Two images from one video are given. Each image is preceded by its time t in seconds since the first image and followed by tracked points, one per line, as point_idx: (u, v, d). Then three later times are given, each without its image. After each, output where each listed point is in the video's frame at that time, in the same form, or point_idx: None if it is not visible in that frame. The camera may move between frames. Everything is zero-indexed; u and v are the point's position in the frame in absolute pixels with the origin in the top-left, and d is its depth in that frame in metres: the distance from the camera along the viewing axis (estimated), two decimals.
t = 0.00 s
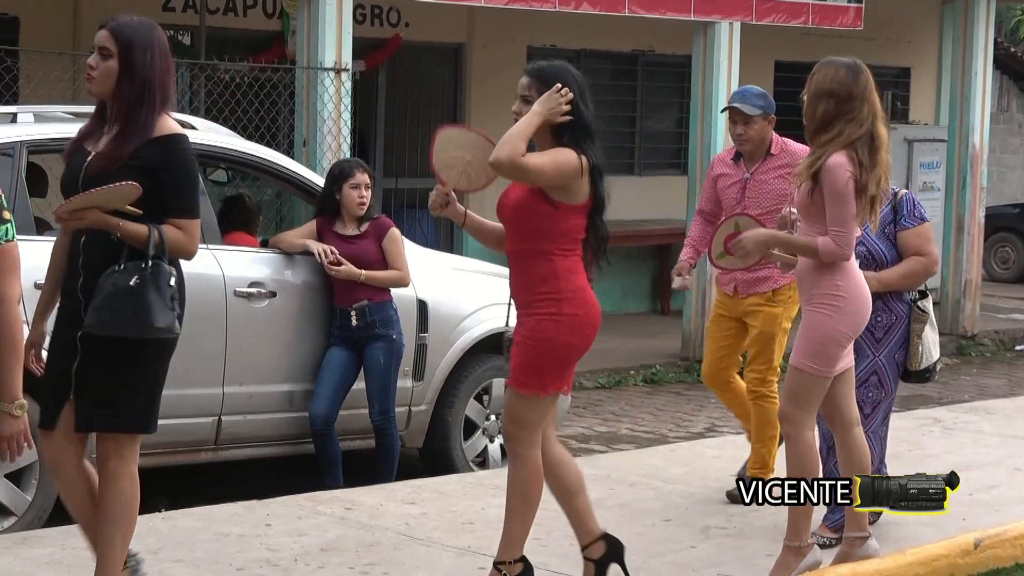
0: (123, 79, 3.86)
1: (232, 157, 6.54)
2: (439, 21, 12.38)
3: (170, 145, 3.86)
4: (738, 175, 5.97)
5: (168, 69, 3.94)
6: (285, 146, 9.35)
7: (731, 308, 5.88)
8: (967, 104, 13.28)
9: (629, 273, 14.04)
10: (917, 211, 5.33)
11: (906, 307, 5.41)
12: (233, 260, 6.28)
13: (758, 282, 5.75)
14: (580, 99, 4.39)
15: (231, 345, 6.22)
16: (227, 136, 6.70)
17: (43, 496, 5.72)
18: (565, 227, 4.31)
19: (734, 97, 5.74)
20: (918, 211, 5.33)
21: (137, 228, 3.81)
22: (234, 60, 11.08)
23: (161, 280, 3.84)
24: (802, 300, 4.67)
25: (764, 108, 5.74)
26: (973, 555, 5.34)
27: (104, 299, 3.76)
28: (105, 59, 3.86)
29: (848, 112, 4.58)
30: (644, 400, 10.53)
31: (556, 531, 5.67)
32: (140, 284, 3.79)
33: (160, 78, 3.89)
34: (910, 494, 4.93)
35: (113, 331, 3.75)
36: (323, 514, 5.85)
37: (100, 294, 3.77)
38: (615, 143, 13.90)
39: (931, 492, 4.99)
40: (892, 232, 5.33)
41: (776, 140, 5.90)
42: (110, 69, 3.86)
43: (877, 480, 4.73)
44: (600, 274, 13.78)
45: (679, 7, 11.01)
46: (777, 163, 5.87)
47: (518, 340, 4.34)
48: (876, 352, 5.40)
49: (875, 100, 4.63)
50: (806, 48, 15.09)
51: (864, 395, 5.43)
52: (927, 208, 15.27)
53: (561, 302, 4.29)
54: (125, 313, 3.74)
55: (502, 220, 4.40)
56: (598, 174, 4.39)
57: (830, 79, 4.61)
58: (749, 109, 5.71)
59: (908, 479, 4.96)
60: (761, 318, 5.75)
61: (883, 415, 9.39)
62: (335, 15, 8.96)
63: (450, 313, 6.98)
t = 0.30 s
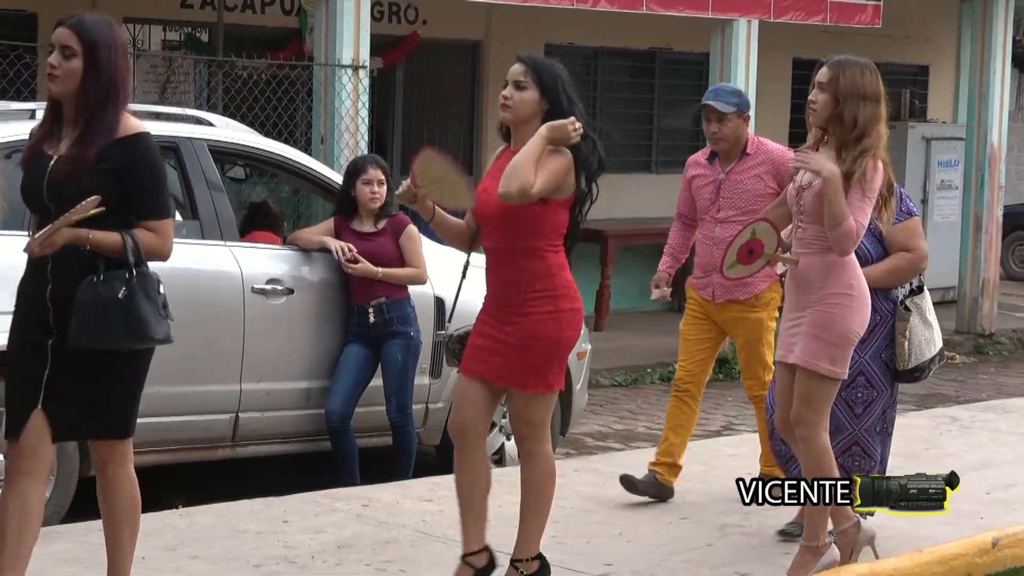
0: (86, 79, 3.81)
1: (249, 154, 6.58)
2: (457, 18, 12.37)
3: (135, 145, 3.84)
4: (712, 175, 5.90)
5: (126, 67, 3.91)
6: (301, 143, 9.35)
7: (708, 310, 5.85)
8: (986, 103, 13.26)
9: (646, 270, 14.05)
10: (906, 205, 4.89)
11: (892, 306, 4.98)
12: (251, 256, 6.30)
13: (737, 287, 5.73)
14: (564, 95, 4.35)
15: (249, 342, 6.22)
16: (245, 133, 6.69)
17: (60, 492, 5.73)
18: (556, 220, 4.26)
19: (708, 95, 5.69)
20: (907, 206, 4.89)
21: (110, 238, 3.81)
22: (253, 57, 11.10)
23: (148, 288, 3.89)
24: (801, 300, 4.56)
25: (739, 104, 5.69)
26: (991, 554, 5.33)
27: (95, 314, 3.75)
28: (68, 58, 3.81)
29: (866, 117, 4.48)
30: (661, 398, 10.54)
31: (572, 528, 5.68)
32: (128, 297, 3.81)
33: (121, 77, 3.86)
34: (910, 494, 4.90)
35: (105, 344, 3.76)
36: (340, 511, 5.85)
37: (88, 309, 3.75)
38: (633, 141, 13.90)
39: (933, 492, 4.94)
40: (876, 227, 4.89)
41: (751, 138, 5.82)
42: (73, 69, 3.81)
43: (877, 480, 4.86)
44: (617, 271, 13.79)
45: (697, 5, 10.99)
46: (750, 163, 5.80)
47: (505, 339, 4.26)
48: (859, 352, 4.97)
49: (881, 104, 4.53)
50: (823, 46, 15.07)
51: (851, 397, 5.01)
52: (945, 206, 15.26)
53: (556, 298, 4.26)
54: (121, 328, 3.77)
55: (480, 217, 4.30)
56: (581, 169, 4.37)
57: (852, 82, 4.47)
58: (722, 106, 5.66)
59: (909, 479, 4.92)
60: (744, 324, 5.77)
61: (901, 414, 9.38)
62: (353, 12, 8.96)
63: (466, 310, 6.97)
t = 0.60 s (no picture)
0: (53, 69, 3.66)
1: (270, 151, 6.58)
2: (478, 14, 12.37)
3: (105, 138, 3.70)
4: (674, 168, 5.83)
5: (89, 56, 3.75)
6: (322, 140, 9.37)
7: (666, 306, 5.76)
8: (1008, 101, 13.23)
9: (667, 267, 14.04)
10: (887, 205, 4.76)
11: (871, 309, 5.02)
12: (272, 253, 6.30)
13: (697, 281, 5.65)
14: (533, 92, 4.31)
15: (270, 338, 6.23)
16: (264, 129, 6.69)
17: (80, 488, 5.73)
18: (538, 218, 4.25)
19: (671, 85, 5.71)
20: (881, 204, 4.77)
21: (87, 236, 3.65)
22: (273, 53, 11.11)
23: (128, 285, 3.71)
24: (805, 298, 4.52)
25: (700, 95, 5.70)
26: (1012, 551, 5.32)
27: (76, 312, 3.58)
28: (34, 49, 3.65)
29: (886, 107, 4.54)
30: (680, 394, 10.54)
31: (593, 525, 5.67)
32: (107, 295, 3.65)
33: (87, 68, 3.71)
34: (909, 494, 4.96)
35: (85, 345, 3.59)
36: (360, 507, 5.85)
37: (66, 308, 3.58)
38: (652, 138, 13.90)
39: (932, 493, 4.97)
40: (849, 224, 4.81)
41: (715, 132, 5.77)
42: (41, 59, 3.65)
43: (876, 480, 4.94)
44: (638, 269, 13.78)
45: (718, 2, 10.96)
46: (711, 155, 5.73)
47: (490, 346, 4.20)
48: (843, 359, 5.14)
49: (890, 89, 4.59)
50: (844, 43, 15.06)
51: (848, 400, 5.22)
52: (966, 203, 15.25)
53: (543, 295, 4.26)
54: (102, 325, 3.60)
55: (457, 218, 4.23)
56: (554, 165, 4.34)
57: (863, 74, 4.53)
58: (682, 95, 5.68)
59: (909, 479, 4.98)
60: (702, 320, 5.63)
61: (921, 411, 9.36)
62: (372, 8, 8.95)
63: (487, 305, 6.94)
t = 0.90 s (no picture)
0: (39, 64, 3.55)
1: (294, 147, 6.58)
2: (504, 11, 12.36)
3: (91, 137, 3.57)
4: (655, 167, 5.79)
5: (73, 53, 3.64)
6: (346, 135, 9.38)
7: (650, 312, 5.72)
8: None
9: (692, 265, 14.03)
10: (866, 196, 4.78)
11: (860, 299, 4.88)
12: (296, 249, 6.31)
13: (671, 284, 5.62)
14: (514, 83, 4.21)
15: (293, 333, 6.23)
16: (288, 124, 6.70)
17: (104, 483, 5.76)
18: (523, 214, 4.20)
19: (655, 81, 5.62)
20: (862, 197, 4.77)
21: (72, 236, 3.54)
22: (298, 49, 11.12)
23: (113, 288, 3.60)
24: (792, 300, 4.50)
25: (685, 93, 5.61)
26: None
27: (58, 317, 3.47)
28: (20, 43, 3.53)
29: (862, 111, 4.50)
30: (704, 392, 10.53)
31: (617, 522, 5.67)
32: (91, 297, 3.53)
33: (72, 66, 3.60)
34: (909, 494, 4.82)
35: (65, 350, 3.47)
36: (384, 503, 5.86)
37: (48, 312, 3.47)
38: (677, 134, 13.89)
39: (932, 492, 4.90)
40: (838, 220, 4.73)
41: (697, 131, 5.70)
42: (27, 54, 3.53)
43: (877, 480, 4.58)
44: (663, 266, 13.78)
45: None
46: (692, 157, 5.67)
47: (470, 334, 4.14)
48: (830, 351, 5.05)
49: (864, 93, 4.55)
50: (870, 40, 15.04)
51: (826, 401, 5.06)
52: (991, 201, 15.22)
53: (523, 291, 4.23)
54: (83, 329, 3.49)
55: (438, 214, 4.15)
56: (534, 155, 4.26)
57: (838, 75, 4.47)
58: (668, 92, 5.58)
59: (910, 480, 4.82)
60: (675, 320, 5.60)
61: (945, 409, 9.34)
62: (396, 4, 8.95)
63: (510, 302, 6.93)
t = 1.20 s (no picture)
0: (33, 67, 3.38)
1: (321, 144, 6.58)
2: (531, 9, 12.38)
3: (90, 141, 3.42)
4: (645, 162, 5.56)
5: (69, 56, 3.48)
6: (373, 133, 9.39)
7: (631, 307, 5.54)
8: None
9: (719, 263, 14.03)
10: (879, 202, 4.67)
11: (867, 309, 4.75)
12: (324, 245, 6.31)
13: (653, 282, 5.43)
14: (505, 77, 4.07)
15: (320, 331, 6.23)
16: (318, 122, 6.71)
17: (131, 480, 5.77)
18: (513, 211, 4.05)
19: (645, 78, 5.42)
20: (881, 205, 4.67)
21: (73, 238, 3.36)
22: (326, 47, 11.15)
23: (113, 295, 3.41)
24: (768, 301, 4.44)
25: (677, 89, 5.40)
26: None
27: (59, 319, 3.29)
28: (12, 42, 3.35)
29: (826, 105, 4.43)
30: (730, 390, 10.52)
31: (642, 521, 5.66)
32: (93, 302, 3.35)
33: (67, 69, 3.44)
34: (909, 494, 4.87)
35: (64, 355, 3.29)
36: (409, 500, 5.86)
37: (49, 313, 3.29)
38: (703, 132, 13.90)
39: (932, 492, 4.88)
40: (852, 228, 4.67)
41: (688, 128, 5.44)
42: (22, 52, 3.36)
43: (876, 479, 4.83)
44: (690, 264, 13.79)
45: None
46: (681, 154, 5.42)
47: (463, 335, 4.03)
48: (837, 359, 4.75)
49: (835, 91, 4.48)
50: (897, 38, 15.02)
51: (825, 407, 4.79)
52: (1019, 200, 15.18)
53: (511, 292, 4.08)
54: (84, 333, 3.31)
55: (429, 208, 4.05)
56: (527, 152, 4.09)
57: (799, 71, 4.42)
58: (658, 89, 5.38)
59: (910, 480, 4.88)
60: (659, 319, 5.42)
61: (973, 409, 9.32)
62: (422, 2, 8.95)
63: (536, 302, 6.93)
